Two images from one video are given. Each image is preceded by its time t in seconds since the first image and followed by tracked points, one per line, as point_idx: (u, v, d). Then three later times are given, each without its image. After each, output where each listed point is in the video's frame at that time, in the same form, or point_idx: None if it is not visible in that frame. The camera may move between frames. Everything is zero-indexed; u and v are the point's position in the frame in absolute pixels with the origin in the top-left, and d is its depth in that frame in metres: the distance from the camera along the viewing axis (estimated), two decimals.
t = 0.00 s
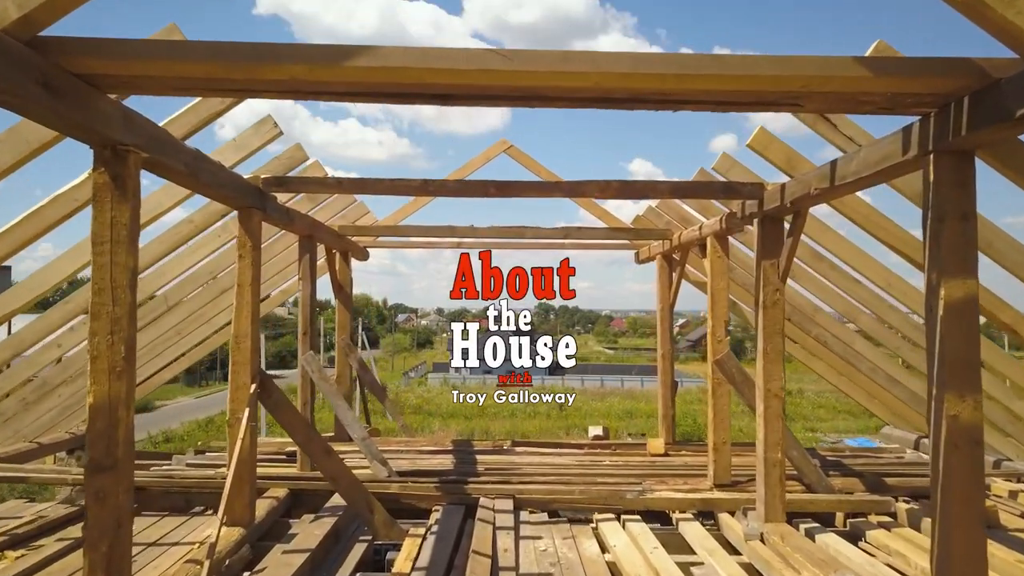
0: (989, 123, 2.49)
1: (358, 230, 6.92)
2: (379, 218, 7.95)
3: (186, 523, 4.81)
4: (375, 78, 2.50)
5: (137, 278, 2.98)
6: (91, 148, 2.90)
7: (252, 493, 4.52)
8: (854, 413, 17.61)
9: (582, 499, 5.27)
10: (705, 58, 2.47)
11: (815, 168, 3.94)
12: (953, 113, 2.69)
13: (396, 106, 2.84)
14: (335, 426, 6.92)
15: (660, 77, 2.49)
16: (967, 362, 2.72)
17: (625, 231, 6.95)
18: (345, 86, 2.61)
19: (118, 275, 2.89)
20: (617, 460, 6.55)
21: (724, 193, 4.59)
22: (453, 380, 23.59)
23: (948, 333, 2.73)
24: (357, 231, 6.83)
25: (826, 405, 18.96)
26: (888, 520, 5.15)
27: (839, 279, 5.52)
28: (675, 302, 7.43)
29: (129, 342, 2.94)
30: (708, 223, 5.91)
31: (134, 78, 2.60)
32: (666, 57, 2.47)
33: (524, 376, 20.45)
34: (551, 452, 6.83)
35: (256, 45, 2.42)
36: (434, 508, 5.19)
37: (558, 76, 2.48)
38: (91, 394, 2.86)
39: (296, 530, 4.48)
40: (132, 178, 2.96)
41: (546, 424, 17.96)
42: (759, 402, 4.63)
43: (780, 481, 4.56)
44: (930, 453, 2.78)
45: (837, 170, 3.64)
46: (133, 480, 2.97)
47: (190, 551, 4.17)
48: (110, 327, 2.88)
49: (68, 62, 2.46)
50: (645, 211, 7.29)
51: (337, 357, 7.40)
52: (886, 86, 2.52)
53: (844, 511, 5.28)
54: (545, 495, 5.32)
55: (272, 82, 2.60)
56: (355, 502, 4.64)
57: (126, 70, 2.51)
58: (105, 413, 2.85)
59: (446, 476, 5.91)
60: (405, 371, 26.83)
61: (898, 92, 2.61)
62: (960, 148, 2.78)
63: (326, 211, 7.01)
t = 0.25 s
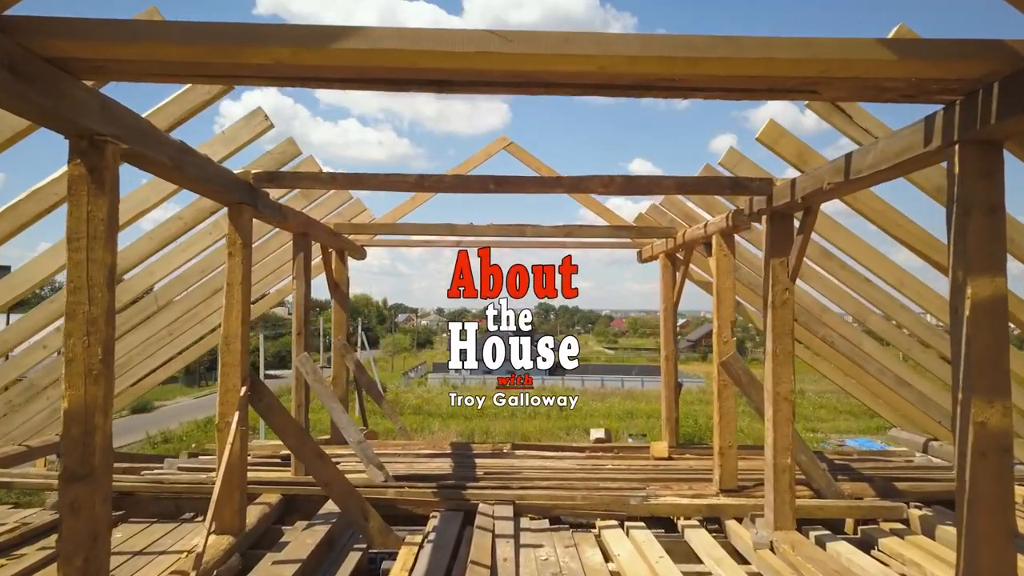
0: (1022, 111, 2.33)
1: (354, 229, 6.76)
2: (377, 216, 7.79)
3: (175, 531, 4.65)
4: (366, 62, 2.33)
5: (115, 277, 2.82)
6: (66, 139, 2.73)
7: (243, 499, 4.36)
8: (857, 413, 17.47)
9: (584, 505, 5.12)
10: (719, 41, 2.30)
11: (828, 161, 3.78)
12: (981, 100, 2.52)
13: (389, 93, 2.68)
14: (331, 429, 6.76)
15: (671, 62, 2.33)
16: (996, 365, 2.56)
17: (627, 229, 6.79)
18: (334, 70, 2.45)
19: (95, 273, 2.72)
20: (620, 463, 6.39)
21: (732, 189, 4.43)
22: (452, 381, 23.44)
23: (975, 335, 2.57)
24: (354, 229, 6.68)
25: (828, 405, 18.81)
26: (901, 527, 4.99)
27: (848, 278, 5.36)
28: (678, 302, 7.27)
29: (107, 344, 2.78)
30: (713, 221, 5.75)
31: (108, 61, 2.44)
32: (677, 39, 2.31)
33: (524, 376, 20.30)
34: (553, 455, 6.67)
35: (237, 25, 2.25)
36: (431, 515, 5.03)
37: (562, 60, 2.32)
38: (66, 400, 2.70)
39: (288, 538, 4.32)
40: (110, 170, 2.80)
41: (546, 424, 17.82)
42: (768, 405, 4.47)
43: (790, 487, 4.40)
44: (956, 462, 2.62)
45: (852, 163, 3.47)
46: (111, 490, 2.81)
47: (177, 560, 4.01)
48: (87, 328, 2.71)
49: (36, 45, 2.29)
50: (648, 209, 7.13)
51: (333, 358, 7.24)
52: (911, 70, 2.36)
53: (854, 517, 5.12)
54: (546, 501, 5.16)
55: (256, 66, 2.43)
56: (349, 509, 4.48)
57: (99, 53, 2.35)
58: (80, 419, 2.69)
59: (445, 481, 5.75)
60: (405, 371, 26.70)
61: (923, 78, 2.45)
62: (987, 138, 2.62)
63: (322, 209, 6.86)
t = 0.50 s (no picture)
0: None
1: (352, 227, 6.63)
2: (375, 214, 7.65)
3: (164, 537, 4.51)
4: (359, 45, 2.19)
5: (95, 274, 2.68)
6: (43, 130, 2.60)
7: (235, 506, 4.22)
8: (859, 413, 17.32)
9: (587, 510, 4.98)
10: (733, 24, 2.16)
11: (840, 156, 3.64)
12: (1010, 88, 2.38)
13: (383, 80, 2.54)
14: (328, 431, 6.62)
15: (681, 45, 2.19)
16: None
17: (630, 227, 6.65)
18: (325, 54, 2.31)
19: (73, 271, 2.58)
20: (623, 467, 6.25)
21: (739, 184, 4.29)
22: (452, 382, 23.30)
23: (1003, 336, 2.43)
24: (351, 227, 6.54)
25: (831, 405, 18.67)
26: (913, 533, 4.84)
27: (858, 277, 5.22)
28: (682, 302, 7.13)
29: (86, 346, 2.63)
30: (719, 219, 5.60)
31: (83, 44, 2.30)
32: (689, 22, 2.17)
33: (524, 376, 20.15)
34: (554, 458, 6.53)
35: (220, 6, 2.11)
36: (429, 520, 4.89)
37: (565, 43, 2.18)
38: (42, 405, 2.56)
39: (281, 546, 4.18)
40: (89, 162, 2.66)
41: (547, 424, 17.68)
42: (778, 408, 4.32)
43: (800, 493, 4.25)
44: (982, 470, 2.47)
45: (867, 157, 3.33)
46: (90, 499, 2.67)
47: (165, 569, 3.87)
48: (64, 328, 2.57)
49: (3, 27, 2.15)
50: (651, 207, 6.99)
51: (330, 359, 7.10)
52: (935, 55, 2.22)
53: (864, 523, 4.98)
54: (547, 506, 5.02)
55: (242, 49, 2.29)
56: (344, 516, 4.34)
57: (73, 37, 2.21)
58: (57, 426, 2.54)
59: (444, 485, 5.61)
60: (404, 372, 26.57)
61: (949, 63, 2.31)
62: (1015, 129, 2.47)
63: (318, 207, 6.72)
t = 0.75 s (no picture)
0: None
1: (348, 225, 6.46)
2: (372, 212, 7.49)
3: (152, 546, 4.35)
4: (349, 23, 2.03)
5: (68, 272, 2.51)
6: (11, 118, 2.43)
7: (225, 514, 4.06)
8: (861, 413, 17.17)
9: (590, 517, 4.81)
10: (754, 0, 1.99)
11: (857, 148, 3.47)
12: None
13: (377, 63, 2.38)
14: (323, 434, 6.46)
15: (697, 24, 2.02)
16: None
17: (634, 225, 6.48)
18: (313, 33, 2.15)
19: (43, 268, 2.42)
20: (626, 471, 6.09)
21: (749, 180, 4.13)
22: (452, 382, 23.16)
23: None
24: (348, 226, 6.39)
25: (833, 406, 18.51)
26: (927, 541, 4.68)
27: (870, 276, 5.06)
28: (687, 302, 6.97)
29: (58, 349, 2.47)
30: (725, 216, 5.44)
31: (52, 22, 2.14)
32: None
33: (525, 377, 20.00)
34: (555, 462, 6.37)
35: None
36: (427, 528, 4.73)
37: (572, 21, 2.01)
38: (10, 412, 2.39)
39: (272, 555, 4.01)
40: (61, 152, 2.50)
41: (547, 425, 17.53)
42: (789, 413, 4.16)
43: (813, 501, 4.09)
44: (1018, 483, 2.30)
45: (887, 149, 3.16)
46: (63, 511, 2.51)
47: None
48: (33, 331, 2.40)
49: None
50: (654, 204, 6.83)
51: (326, 360, 6.94)
52: (971, 35, 2.06)
53: (876, 531, 4.82)
54: (549, 513, 4.85)
55: (223, 27, 2.13)
56: (339, 525, 4.17)
57: (40, 14, 2.04)
58: (27, 434, 2.38)
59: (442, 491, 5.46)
60: (404, 372, 26.45)
61: (985, 44, 2.14)
62: None
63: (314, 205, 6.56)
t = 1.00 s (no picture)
0: None
1: (345, 223, 6.32)
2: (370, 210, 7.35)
3: (140, 554, 4.21)
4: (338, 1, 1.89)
5: (41, 270, 2.37)
6: None
7: (215, 521, 3.92)
8: (863, 414, 17.04)
9: (594, 524, 4.67)
10: None
11: (872, 142, 3.33)
12: None
13: (368, 47, 2.24)
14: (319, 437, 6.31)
15: (712, 2, 1.88)
16: None
17: (636, 223, 6.34)
18: (299, 12, 2.00)
19: (14, 266, 2.27)
20: (629, 475, 5.95)
21: (757, 175, 3.99)
22: (452, 382, 23.04)
23: None
24: (345, 224, 6.26)
25: (835, 406, 18.38)
26: (940, 549, 4.53)
27: (881, 275, 4.92)
28: (690, 302, 6.82)
29: (30, 352, 2.32)
30: (731, 214, 5.29)
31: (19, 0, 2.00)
32: None
33: (525, 377, 19.86)
34: (556, 466, 6.23)
35: None
36: (425, 534, 4.59)
37: None
38: None
39: (263, 565, 3.87)
40: (34, 142, 2.36)
41: (547, 425, 17.40)
42: (799, 417, 4.01)
43: (824, 508, 3.95)
44: None
45: (905, 142, 3.01)
46: (36, 523, 2.37)
47: None
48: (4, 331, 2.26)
49: None
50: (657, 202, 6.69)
51: (322, 361, 6.80)
52: (1006, 15, 1.91)
53: (887, 538, 4.68)
54: (550, 520, 4.71)
55: (202, 6, 1.98)
56: (333, 533, 4.02)
57: None
58: None
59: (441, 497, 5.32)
60: (404, 372, 26.34)
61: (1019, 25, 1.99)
62: None
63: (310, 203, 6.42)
